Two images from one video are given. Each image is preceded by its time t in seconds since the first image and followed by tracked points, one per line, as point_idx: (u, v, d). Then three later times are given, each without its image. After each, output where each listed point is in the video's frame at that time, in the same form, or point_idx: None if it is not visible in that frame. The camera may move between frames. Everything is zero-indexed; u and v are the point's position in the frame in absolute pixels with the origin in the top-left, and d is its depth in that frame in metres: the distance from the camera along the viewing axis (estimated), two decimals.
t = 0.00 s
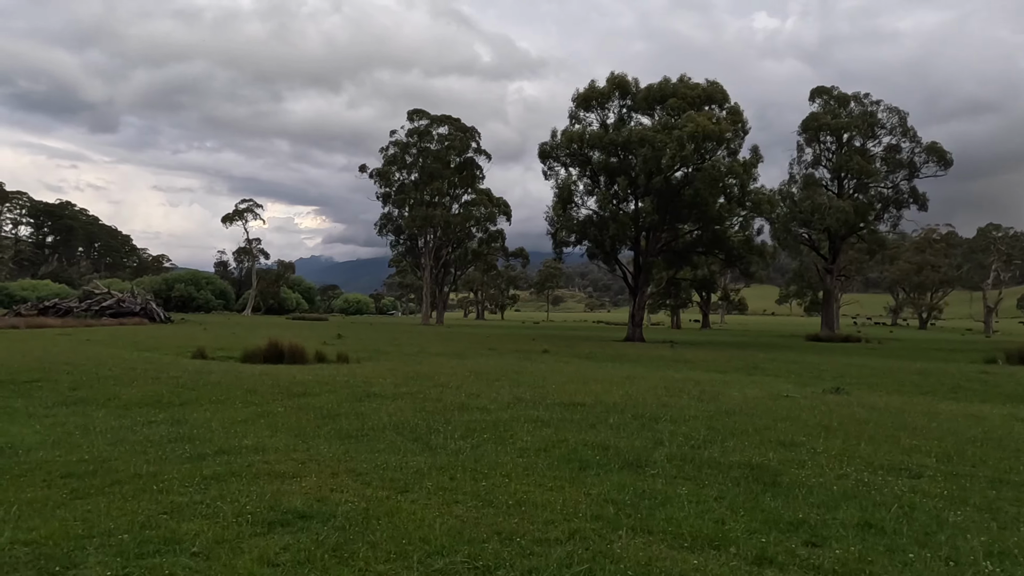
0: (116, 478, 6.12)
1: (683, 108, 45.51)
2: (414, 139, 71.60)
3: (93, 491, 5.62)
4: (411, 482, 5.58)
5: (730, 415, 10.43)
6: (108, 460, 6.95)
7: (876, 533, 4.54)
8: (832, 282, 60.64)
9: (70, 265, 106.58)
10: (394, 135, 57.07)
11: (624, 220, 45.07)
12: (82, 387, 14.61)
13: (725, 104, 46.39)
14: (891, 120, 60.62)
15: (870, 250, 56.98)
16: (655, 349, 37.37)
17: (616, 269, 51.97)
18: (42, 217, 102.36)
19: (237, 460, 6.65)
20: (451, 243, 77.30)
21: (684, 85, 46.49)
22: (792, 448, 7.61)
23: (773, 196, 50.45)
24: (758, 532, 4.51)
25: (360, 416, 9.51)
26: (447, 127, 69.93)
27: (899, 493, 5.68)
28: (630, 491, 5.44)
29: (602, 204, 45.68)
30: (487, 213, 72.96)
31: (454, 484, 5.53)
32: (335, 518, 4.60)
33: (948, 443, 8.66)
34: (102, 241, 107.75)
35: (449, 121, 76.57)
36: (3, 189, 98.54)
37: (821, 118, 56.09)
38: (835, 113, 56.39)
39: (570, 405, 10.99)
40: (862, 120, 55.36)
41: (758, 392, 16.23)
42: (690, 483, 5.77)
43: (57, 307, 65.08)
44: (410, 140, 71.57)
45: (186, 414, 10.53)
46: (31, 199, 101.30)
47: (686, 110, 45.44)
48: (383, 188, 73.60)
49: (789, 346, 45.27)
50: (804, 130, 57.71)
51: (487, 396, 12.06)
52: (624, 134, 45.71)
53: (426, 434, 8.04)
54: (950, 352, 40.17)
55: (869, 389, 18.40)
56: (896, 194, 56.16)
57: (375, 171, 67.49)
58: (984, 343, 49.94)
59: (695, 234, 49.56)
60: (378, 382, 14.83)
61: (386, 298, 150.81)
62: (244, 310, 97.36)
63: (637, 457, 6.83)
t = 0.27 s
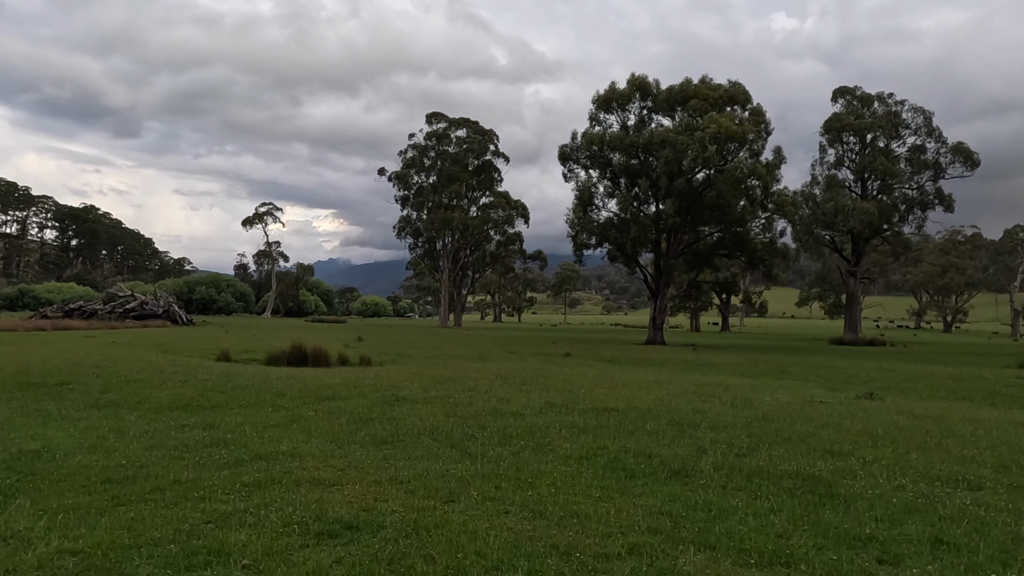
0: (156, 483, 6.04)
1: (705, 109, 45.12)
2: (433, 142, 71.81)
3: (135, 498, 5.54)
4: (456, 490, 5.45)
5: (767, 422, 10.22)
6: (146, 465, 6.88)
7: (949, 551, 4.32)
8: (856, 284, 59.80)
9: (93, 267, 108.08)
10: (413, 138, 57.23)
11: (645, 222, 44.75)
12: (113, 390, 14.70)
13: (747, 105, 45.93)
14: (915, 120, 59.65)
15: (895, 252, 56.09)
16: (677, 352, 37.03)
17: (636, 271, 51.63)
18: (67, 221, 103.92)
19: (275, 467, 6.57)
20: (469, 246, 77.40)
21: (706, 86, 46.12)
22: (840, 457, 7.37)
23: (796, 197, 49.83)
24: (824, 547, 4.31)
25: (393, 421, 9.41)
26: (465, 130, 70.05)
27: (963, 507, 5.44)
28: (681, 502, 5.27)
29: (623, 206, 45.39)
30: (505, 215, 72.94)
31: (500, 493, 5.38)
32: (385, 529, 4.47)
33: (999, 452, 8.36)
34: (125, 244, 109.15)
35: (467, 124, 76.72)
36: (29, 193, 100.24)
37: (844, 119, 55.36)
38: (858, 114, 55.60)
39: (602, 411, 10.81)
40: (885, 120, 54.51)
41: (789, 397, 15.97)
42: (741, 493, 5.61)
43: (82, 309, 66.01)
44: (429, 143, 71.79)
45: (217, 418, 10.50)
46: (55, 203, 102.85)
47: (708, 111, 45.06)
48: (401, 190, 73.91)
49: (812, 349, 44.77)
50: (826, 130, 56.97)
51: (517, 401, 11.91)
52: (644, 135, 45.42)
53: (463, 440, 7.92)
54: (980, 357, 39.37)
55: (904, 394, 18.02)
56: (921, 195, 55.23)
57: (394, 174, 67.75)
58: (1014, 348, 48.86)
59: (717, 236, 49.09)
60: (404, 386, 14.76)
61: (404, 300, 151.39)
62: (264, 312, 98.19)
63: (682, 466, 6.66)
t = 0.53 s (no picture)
0: (201, 486, 5.95)
1: (723, 107, 44.74)
2: (447, 143, 71.85)
3: (181, 501, 5.45)
4: (509, 496, 5.30)
5: (807, 424, 10.01)
6: (186, 467, 6.80)
7: None
8: (874, 284, 59.12)
9: (110, 268, 109.09)
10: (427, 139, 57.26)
11: (663, 222, 44.44)
12: (140, 390, 14.73)
13: (767, 103, 45.49)
14: (935, 118, 58.85)
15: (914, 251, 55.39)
16: (697, 353, 36.74)
17: (653, 271, 51.32)
18: (84, 222, 104.97)
19: (318, 470, 6.46)
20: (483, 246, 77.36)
21: (724, 84, 45.74)
22: (894, 462, 7.14)
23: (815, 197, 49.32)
24: (904, 559, 4.13)
25: (428, 423, 9.28)
26: (479, 131, 70.02)
27: None
28: (744, 510, 5.09)
29: (640, 205, 45.11)
30: (519, 216, 72.82)
31: (555, 499, 5.23)
32: (445, 538, 4.34)
33: None
34: (141, 245, 110.11)
35: (481, 124, 76.66)
36: (47, 195, 101.34)
37: (862, 117, 54.72)
38: (877, 112, 54.94)
39: (637, 413, 10.63)
40: (905, 119, 53.79)
41: (817, 399, 15.73)
42: (803, 499, 5.43)
43: (101, 310, 66.61)
44: (443, 143, 71.84)
45: (249, 419, 10.45)
46: (73, 204, 103.92)
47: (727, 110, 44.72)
48: (415, 191, 74.02)
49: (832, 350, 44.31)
50: (844, 129, 56.32)
51: (549, 402, 11.75)
52: (662, 134, 45.13)
53: (503, 442, 7.78)
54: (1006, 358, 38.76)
55: (937, 396, 17.67)
56: (941, 194, 54.47)
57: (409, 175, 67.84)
58: None
59: (735, 235, 48.69)
60: (431, 386, 14.69)
61: (417, 300, 151.67)
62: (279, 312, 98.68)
63: (734, 470, 6.48)
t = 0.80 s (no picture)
0: (235, 499, 5.83)
1: (735, 109, 44.51)
2: (454, 145, 71.82)
3: (218, 515, 5.32)
4: (555, 512, 5.14)
5: (838, 433, 9.83)
6: (216, 478, 6.69)
7: None
8: (884, 287, 58.75)
9: (117, 270, 109.35)
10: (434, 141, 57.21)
11: (674, 224, 44.23)
12: (157, 395, 14.65)
13: (778, 105, 45.24)
14: (946, 120, 58.49)
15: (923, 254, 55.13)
16: (708, 356, 36.52)
17: (663, 273, 51.15)
18: (92, 224, 105.31)
19: (351, 482, 6.33)
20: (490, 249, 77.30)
21: (735, 86, 45.55)
22: (937, 475, 6.96)
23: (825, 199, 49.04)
24: None
25: (453, 432, 9.14)
26: (486, 133, 69.95)
27: None
28: (797, 528, 4.95)
29: (650, 208, 44.90)
30: (526, 218, 72.74)
31: (604, 515, 5.07)
32: (499, 558, 4.21)
33: None
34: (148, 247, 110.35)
35: (488, 127, 76.64)
36: (55, 197, 101.81)
37: (872, 119, 54.40)
38: (887, 114, 54.62)
39: (664, 421, 10.48)
40: (915, 121, 53.42)
41: (840, 405, 15.51)
42: (857, 516, 5.26)
43: (109, 312, 66.71)
44: (450, 146, 71.85)
45: (270, 426, 10.34)
46: (81, 206, 104.22)
47: (737, 112, 44.53)
48: (422, 193, 74.02)
49: (843, 353, 44.05)
50: (854, 131, 55.99)
51: (572, 409, 11.60)
52: (673, 136, 44.95)
53: (535, 452, 7.64)
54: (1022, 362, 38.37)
55: (962, 402, 17.40)
56: (952, 196, 54.10)
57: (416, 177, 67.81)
58: None
59: (745, 238, 48.46)
60: (448, 392, 14.56)
61: (422, 302, 151.71)
62: (285, 314, 98.74)
63: (778, 482, 6.33)
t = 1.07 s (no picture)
0: (262, 504, 5.62)
1: (739, 113, 44.45)
2: (455, 149, 71.74)
3: (248, 520, 5.11)
4: (602, 517, 4.94)
5: (867, 437, 9.61)
6: (239, 483, 6.46)
7: None
8: (886, 292, 58.65)
9: (116, 274, 109.08)
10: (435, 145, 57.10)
11: (678, 228, 44.07)
12: (165, 398, 14.41)
13: (782, 109, 45.17)
14: (948, 124, 58.45)
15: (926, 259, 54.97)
16: (714, 361, 36.27)
17: (667, 277, 50.96)
18: (90, 228, 104.97)
19: (380, 487, 6.13)
20: (490, 253, 77.11)
21: (739, 90, 45.51)
22: (983, 480, 6.74)
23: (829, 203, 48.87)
24: None
25: (475, 435, 8.92)
26: (487, 137, 69.88)
27: None
28: (856, 535, 4.74)
29: (654, 212, 44.75)
30: (526, 222, 72.59)
31: (652, 522, 4.86)
32: (553, 568, 4.00)
33: None
34: (147, 251, 110.01)
35: (489, 131, 76.58)
36: (54, 201, 101.60)
37: (874, 124, 54.30)
38: (888, 118, 54.53)
39: (687, 425, 10.24)
40: (917, 125, 53.32)
41: (857, 409, 15.27)
42: (915, 523, 5.06)
43: (108, 316, 66.38)
44: (451, 150, 71.77)
45: (285, 429, 10.12)
46: (80, 210, 103.91)
47: (741, 116, 44.46)
48: (423, 197, 73.89)
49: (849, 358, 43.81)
50: (855, 135, 55.90)
51: (591, 413, 11.37)
52: (677, 140, 44.86)
53: (564, 456, 7.41)
54: None
55: (979, 406, 17.16)
56: (954, 201, 53.96)
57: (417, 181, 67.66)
58: None
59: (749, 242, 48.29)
60: (460, 395, 14.35)
61: (421, 307, 151.35)
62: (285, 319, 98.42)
63: (821, 487, 6.12)
